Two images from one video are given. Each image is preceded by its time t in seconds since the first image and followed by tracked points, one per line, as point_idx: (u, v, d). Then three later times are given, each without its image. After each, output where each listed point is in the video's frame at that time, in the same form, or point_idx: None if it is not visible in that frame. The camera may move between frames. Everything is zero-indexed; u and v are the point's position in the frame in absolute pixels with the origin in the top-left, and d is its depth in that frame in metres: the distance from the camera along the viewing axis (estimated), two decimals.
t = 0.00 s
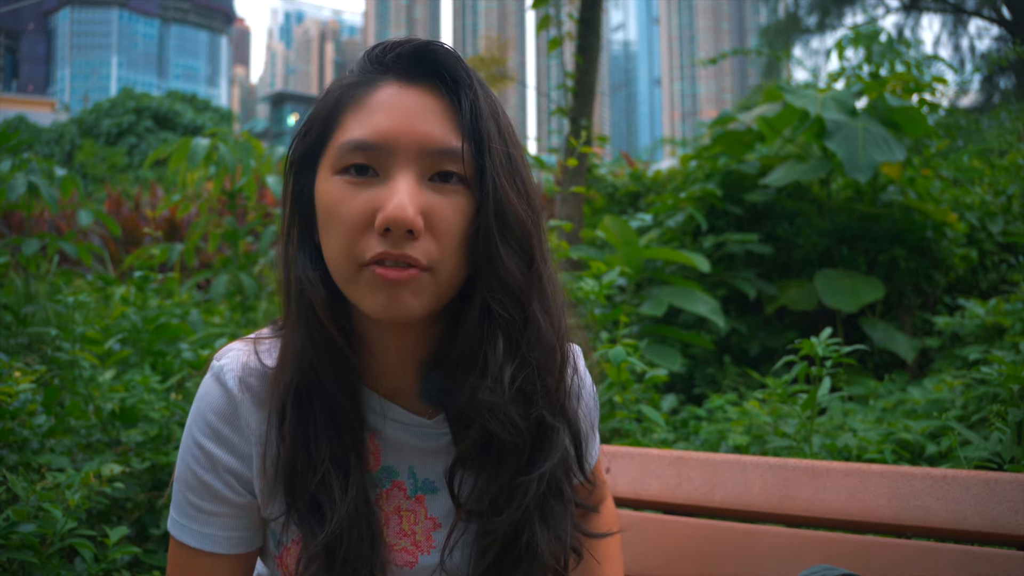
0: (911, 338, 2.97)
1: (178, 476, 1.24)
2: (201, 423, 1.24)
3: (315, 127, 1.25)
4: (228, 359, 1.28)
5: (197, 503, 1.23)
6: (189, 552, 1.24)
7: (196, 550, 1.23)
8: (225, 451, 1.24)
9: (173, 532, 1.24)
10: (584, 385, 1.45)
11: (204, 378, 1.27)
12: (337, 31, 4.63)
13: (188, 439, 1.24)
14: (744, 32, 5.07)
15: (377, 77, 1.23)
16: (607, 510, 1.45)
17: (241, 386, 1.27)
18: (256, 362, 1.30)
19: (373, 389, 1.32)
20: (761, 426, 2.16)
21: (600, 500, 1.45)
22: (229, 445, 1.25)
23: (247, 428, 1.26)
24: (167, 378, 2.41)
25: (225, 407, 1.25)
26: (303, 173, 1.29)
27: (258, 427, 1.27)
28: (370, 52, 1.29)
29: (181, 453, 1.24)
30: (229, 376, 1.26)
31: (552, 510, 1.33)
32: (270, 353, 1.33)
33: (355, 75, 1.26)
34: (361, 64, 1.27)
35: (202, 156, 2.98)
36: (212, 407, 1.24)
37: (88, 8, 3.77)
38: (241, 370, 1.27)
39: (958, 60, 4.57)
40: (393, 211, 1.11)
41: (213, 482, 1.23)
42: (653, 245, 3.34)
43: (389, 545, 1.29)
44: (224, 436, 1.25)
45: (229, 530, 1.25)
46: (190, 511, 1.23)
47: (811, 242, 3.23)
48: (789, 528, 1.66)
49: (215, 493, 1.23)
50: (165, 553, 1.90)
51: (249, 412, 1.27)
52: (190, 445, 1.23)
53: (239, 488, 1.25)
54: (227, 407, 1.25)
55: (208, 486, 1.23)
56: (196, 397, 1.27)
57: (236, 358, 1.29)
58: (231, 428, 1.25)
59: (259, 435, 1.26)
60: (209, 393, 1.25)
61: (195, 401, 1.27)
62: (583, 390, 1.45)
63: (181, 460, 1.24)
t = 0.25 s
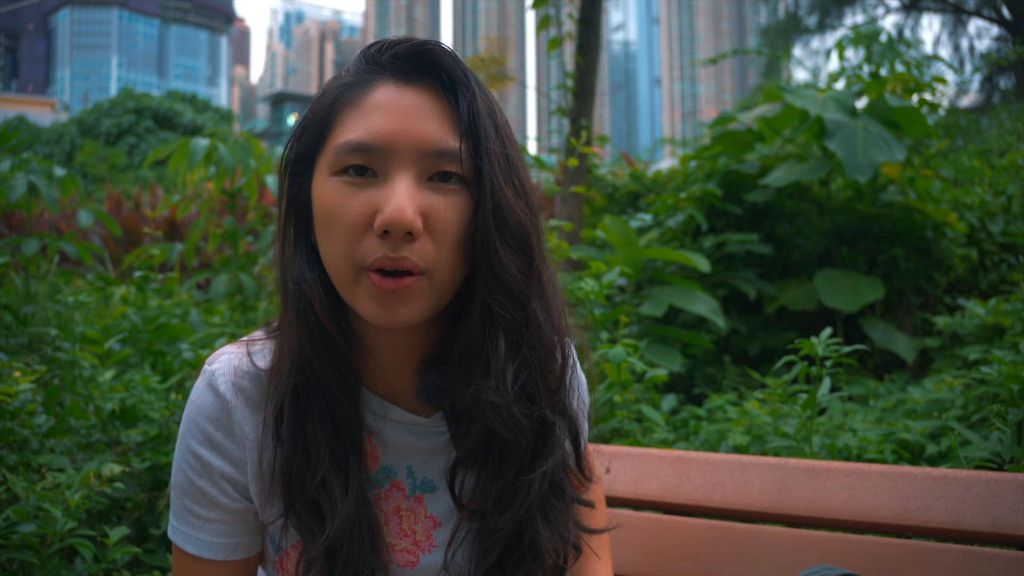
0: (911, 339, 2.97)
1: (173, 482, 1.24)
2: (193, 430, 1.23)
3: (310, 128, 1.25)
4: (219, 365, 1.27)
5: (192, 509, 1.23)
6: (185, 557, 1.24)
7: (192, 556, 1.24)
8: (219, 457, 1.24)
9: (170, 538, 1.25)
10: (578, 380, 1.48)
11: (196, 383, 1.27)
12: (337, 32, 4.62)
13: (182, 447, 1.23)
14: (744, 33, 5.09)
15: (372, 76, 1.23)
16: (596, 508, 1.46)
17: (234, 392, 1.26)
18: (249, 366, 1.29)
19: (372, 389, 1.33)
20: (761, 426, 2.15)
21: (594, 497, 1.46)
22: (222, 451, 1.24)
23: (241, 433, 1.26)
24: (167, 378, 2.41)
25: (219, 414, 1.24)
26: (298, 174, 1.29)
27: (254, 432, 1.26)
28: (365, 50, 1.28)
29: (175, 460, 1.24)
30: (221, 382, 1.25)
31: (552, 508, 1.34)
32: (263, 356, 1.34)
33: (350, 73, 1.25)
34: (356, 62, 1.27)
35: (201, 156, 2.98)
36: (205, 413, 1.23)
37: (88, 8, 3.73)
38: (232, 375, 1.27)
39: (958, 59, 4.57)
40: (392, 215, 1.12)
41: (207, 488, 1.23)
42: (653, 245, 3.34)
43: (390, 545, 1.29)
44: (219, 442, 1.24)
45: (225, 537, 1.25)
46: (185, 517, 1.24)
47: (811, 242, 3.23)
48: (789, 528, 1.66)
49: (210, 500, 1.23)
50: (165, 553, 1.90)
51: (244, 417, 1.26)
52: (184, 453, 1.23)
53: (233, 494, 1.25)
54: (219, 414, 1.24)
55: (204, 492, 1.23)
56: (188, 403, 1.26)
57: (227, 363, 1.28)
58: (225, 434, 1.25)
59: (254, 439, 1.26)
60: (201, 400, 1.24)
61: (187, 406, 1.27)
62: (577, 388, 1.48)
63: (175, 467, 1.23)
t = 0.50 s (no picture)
0: (911, 338, 2.97)
1: (159, 487, 1.25)
2: (180, 436, 1.23)
3: (297, 129, 1.24)
4: (206, 369, 1.27)
5: (178, 514, 1.24)
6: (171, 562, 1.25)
7: (178, 561, 1.25)
8: (205, 464, 1.24)
9: (156, 542, 1.25)
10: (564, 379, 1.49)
11: (183, 389, 1.27)
12: (337, 32, 4.64)
13: (168, 452, 1.24)
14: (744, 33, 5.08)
15: (360, 75, 1.23)
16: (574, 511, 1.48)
17: (220, 397, 1.26)
18: (236, 371, 1.29)
19: (360, 391, 1.33)
20: (761, 426, 2.15)
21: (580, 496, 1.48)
22: (208, 458, 1.24)
23: (228, 439, 1.25)
24: (167, 378, 2.42)
25: (204, 419, 1.24)
26: (285, 176, 1.28)
27: (241, 438, 1.26)
28: (351, 50, 1.28)
29: (162, 465, 1.25)
30: (208, 387, 1.25)
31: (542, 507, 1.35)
32: (250, 360, 1.33)
33: (338, 73, 1.25)
34: (342, 63, 1.27)
35: (202, 155, 2.98)
36: (191, 419, 1.24)
37: (88, 8, 3.75)
38: (219, 380, 1.27)
39: (957, 59, 4.58)
40: (385, 216, 1.13)
41: (192, 495, 1.23)
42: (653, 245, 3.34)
43: (381, 547, 1.29)
44: (204, 447, 1.24)
45: (210, 542, 1.26)
46: (172, 521, 1.25)
47: (811, 242, 3.23)
48: (789, 527, 1.66)
49: (195, 505, 1.24)
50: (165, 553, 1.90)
51: (231, 423, 1.26)
52: (169, 459, 1.23)
53: (220, 501, 1.25)
54: (205, 420, 1.24)
55: (189, 498, 1.24)
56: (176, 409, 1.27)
57: (214, 367, 1.28)
58: (211, 440, 1.25)
59: (241, 444, 1.26)
60: (188, 407, 1.24)
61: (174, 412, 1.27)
62: (564, 387, 1.49)
63: (162, 472, 1.25)
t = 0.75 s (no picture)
0: (911, 338, 2.97)
1: (149, 476, 1.22)
2: (174, 421, 1.22)
3: (291, 134, 1.23)
4: (202, 358, 1.27)
5: (166, 502, 1.21)
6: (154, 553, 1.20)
7: (162, 551, 1.20)
8: (198, 450, 1.23)
9: (139, 535, 1.21)
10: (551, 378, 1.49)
11: (178, 377, 1.26)
12: (337, 32, 4.67)
13: (161, 438, 1.23)
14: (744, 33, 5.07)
15: (356, 85, 1.22)
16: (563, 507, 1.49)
17: (217, 386, 1.26)
18: (230, 362, 1.29)
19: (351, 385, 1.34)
20: (761, 426, 2.15)
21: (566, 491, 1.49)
22: (201, 444, 1.23)
23: (223, 426, 1.25)
24: (168, 378, 2.42)
25: (200, 406, 1.24)
26: (280, 178, 1.27)
27: (236, 425, 1.26)
28: (349, 55, 1.27)
29: (152, 453, 1.23)
30: (205, 374, 1.26)
31: (521, 502, 1.34)
32: (244, 354, 1.33)
33: (333, 80, 1.23)
34: (339, 68, 1.25)
35: (202, 156, 2.98)
36: (187, 405, 1.23)
37: (88, 8, 3.74)
38: (215, 369, 1.27)
39: (957, 59, 4.58)
40: (378, 234, 1.13)
41: (183, 481, 1.21)
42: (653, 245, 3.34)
43: (374, 539, 1.32)
44: (198, 434, 1.23)
45: (197, 530, 1.22)
46: (158, 510, 1.21)
47: (811, 242, 3.23)
48: (789, 527, 1.66)
49: (184, 491, 1.21)
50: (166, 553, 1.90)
51: (227, 410, 1.26)
52: (161, 444, 1.22)
53: (212, 488, 1.24)
54: (202, 406, 1.24)
55: (179, 485, 1.21)
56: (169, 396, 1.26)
57: (210, 356, 1.28)
58: (206, 426, 1.24)
59: (235, 432, 1.25)
60: (184, 392, 1.24)
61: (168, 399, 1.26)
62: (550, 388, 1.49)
63: (152, 460, 1.22)
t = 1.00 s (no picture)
0: (911, 338, 2.97)
1: (145, 473, 1.19)
2: (172, 418, 1.20)
3: (294, 139, 1.22)
4: (200, 356, 1.26)
5: (164, 498, 1.18)
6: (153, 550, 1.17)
7: (159, 547, 1.17)
8: (198, 445, 1.20)
9: (136, 533, 1.17)
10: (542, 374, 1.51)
11: (176, 374, 1.24)
12: (337, 32, 4.67)
13: (158, 434, 1.20)
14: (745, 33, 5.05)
15: (357, 89, 1.21)
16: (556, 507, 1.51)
17: (216, 382, 1.25)
18: (228, 360, 1.27)
19: (348, 381, 1.34)
20: (761, 426, 2.15)
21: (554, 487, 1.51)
22: (201, 439, 1.21)
23: (223, 422, 1.23)
24: (168, 378, 2.43)
25: (200, 402, 1.22)
26: (280, 180, 1.26)
27: (235, 421, 1.24)
28: (351, 60, 1.26)
29: (149, 450, 1.20)
30: (204, 371, 1.24)
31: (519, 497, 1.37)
32: (242, 353, 1.32)
33: (334, 84, 1.23)
34: (341, 72, 1.25)
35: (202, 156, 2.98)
36: (186, 402, 1.21)
37: (88, 8, 3.75)
38: (214, 366, 1.25)
39: (957, 59, 4.58)
40: (380, 236, 1.14)
41: (183, 475, 1.18)
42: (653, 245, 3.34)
43: (373, 530, 1.31)
44: (196, 429, 1.21)
45: (197, 525, 1.19)
46: (155, 507, 1.18)
47: (811, 242, 3.24)
48: (789, 527, 1.66)
49: (184, 486, 1.18)
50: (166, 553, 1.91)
51: (226, 406, 1.24)
52: (159, 440, 1.19)
53: (212, 483, 1.21)
54: (202, 401, 1.22)
55: (178, 480, 1.18)
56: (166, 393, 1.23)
57: (207, 354, 1.26)
58: (205, 422, 1.22)
59: (235, 427, 1.24)
60: (183, 389, 1.22)
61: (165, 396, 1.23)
62: (540, 385, 1.50)
63: (149, 456, 1.19)
